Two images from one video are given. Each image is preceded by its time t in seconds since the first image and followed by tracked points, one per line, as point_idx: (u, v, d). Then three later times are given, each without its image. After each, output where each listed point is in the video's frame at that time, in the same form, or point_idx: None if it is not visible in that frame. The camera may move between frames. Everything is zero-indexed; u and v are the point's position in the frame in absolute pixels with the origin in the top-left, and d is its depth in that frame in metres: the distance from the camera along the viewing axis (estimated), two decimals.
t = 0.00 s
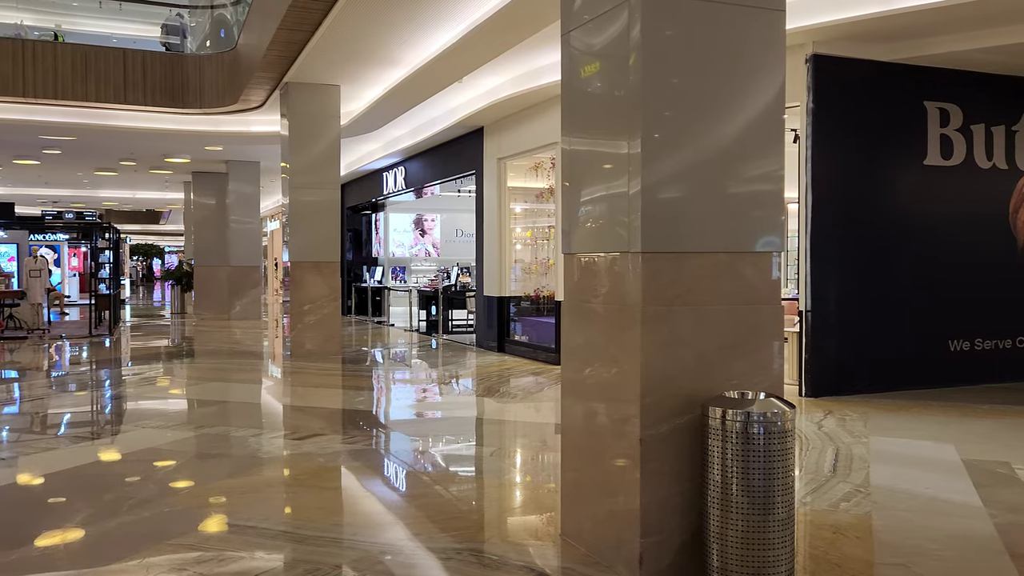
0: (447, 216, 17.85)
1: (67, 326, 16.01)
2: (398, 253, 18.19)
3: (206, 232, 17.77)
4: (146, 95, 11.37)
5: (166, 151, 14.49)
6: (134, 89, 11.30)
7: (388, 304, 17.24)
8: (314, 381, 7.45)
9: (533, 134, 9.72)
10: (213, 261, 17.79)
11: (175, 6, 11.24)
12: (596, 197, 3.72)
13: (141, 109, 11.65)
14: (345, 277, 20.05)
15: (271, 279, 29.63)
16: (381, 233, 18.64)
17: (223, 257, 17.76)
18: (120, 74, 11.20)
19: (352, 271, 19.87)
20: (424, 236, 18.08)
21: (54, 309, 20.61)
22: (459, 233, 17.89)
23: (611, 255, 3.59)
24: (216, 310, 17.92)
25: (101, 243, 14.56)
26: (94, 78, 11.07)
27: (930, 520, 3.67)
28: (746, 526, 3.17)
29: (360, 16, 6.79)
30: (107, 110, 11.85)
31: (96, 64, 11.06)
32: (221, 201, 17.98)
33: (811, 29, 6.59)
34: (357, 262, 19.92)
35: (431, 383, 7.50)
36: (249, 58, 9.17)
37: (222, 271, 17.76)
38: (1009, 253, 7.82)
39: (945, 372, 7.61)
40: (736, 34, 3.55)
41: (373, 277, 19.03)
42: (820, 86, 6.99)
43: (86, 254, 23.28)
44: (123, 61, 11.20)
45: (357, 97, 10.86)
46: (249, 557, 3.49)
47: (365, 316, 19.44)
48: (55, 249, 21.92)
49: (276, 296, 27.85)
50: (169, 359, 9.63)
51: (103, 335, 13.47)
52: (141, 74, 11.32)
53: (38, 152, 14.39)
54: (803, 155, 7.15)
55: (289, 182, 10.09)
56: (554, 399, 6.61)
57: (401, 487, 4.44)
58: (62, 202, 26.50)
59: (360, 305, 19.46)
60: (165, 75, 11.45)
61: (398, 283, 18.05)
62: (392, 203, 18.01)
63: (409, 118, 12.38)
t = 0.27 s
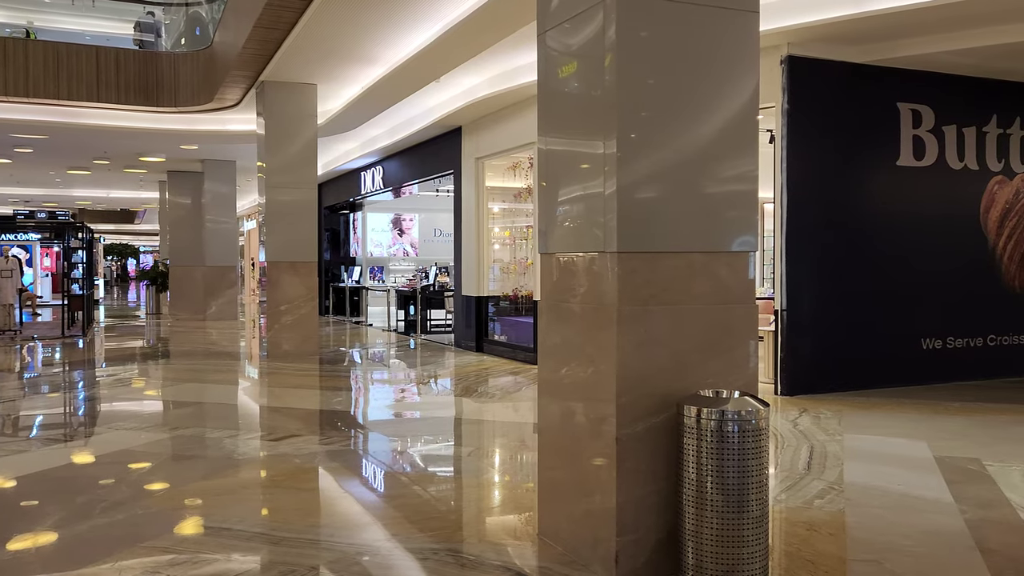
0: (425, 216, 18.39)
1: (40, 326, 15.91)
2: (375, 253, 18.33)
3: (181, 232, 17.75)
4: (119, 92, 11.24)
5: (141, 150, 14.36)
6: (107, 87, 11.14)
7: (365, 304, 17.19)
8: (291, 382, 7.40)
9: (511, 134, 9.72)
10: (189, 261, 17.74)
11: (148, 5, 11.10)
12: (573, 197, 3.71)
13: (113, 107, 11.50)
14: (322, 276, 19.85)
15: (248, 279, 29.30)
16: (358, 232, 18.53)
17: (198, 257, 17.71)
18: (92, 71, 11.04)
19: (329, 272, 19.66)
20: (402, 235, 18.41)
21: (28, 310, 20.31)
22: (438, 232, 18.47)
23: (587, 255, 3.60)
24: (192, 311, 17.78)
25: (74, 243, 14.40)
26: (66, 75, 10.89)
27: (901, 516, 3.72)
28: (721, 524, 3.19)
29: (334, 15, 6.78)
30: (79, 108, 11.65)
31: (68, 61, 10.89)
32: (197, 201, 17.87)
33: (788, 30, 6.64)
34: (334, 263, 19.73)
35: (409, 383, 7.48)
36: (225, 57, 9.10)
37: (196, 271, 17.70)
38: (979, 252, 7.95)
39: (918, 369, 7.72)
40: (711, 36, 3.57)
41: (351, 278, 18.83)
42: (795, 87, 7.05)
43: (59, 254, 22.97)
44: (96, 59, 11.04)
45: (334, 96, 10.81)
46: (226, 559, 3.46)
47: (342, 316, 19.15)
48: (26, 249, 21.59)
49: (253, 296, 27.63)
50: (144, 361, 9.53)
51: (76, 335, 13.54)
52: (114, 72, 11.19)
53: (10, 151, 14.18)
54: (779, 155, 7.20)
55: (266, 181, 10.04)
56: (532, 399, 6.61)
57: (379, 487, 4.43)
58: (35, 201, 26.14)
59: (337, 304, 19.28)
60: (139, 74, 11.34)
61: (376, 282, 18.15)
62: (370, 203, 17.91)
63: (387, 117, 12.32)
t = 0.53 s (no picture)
0: (404, 215, 18.47)
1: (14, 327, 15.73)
2: (355, 252, 18.24)
3: (158, 231, 17.69)
4: (94, 90, 11.11)
5: (117, 148, 14.21)
6: (81, 83, 10.97)
7: (344, 304, 17.12)
8: (270, 382, 7.35)
9: (490, 133, 9.72)
10: (165, 260, 17.61)
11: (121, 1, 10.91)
12: (552, 196, 3.70)
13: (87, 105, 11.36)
14: (300, 275, 19.66)
15: (226, 279, 29.00)
16: (337, 231, 18.40)
17: (175, 256, 17.59)
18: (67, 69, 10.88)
19: (308, 271, 19.54)
20: (382, 234, 18.42)
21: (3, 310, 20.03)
22: (418, 232, 18.68)
23: (564, 255, 3.60)
24: (168, 310, 17.61)
25: (47, 242, 14.22)
26: (40, 71, 10.71)
27: (876, 512, 3.76)
28: (697, 521, 3.20)
29: (310, 12, 6.76)
30: (53, 106, 11.57)
31: (41, 58, 10.72)
32: (173, 199, 17.84)
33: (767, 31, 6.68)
34: (313, 262, 19.57)
35: (389, 382, 7.46)
36: (202, 54, 9.04)
37: (173, 270, 17.57)
38: (951, 251, 8.05)
39: (893, 367, 7.81)
40: (688, 36, 3.59)
41: (330, 277, 18.91)
42: (772, 87, 7.10)
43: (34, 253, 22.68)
44: (70, 55, 10.89)
45: (312, 94, 10.76)
46: (203, 560, 3.43)
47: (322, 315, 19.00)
48: None
49: (230, 296, 27.41)
50: (120, 361, 9.44)
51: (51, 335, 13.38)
52: (89, 68, 11.05)
53: None
54: (756, 155, 7.24)
55: (243, 179, 9.97)
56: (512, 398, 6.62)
57: (359, 487, 4.41)
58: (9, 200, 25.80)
59: (316, 304, 19.11)
60: (113, 71, 11.23)
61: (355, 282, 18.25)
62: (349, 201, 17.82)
63: (366, 116, 12.27)
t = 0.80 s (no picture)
0: (385, 215, 17.95)
1: None
2: (334, 252, 18.23)
3: (134, 231, 17.54)
4: (68, 88, 10.94)
5: (93, 146, 14.06)
6: (55, 81, 10.83)
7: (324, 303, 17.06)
8: (249, 382, 7.31)
9: (470, 132, 9.72)
10: (141, 260, 17.43)
11: None
12: (532, 195, 3.69)
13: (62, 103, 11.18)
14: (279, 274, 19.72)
15: (205, 279, 28.75)
16: (316, 231, 18.41)
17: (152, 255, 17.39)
18: (40, 67, 10.73)
19: (287, 271, 19.60)
20: (361, 234, 18.28)
21: None
22: (398, 231, 18.13)
23: (542, 255, 3.60)
24: (145, 310, 17.41)
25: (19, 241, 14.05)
26: (12, 69, 10.56)
27: (852, 509, 3.79)
28: (674, 519, 3.22)
29: (286, 11, 6.73)
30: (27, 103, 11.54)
31: (14, 55, 10.56)
32: (150, 199, 17.69)
33: (745, 32, 6.73)
34: (292, 262, 19.63)
35: (369, 382, 7.44)
36: (178, 52, 8.97)
37: (150, 270, 17.36)
38: (926, 250, 8.14)
39: (868, 365, 7.89)
40: (664, 36, 3.60)
41: (310, 277, 18.95)
42: (750, 88, 7.14)
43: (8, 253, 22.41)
44: (44, 53, 10.75)
45: (289, 93, 10.71)
46: (181, 563, 3.40)
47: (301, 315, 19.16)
48: None
49: (208, 296, 27.24)
50: (94, 362, 9.35)
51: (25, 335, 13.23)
52: (62, 67, 10.86)
53: None
54: (734, 155, 7.27)
55: (221, 178, 9.92)
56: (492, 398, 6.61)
57: (338, 488, 4.38)
58: None
59: (295, 304, 19.24)
60: (88, 69, 11.05)
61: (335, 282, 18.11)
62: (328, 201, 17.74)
63: (345, 115, 12.22)
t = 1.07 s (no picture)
0: (364, 215, 18.64)
1: None
2: (313, 252, 18.13)
3: (111, 231, 17.35)
4: (43, 86, 10.78)
5: (68, 144, 13.91)
6: (29, 78, 10.66)
7: (304, 304, 16.97)
8: (227, 383, 7.26)
9: (449, 132, 9.72)
10: (118, 260, 17.24)
11: None
12: (512, 195, 3.68)
13: (37, 100, 11.09)
14: (257, 275, 19.32)
15: (182, 280, 28.43)
16: (295, 231, 18.16)
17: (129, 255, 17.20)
18: (13, 63, 10.57)
19: (267, 271, 19.24)
20: (341, 234, 18.46)
21: None
22: (378, 231, 18.91)
23: (520, 255, 3.60)
24: (121, 310, 17.29)
25: None
26: None
27: (827, 506, 3.83)
28: (652, 518, 3.23)
29: (263, 9, 6.71)
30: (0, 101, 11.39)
31: None
32: (127, 198, 17.49)
33: (724, 33, 6.78)
34: (271, 262, 19.36)
35: (348, 383, 7.42)
36: (154, 50, 8.89)
37: (127, 270, 17.16)
38: (901, 250, 8.23)
39: (845, 364, 7.96)
40: (642, 36, 3.61)
41: (289, 277, 18.63)
42: (728, 88, 7.18)
43: None
44: (19, 50, 10.56)
45: (268, 92, 10.65)
46: (158, 566, 3.36)
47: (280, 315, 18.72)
48: None
49: (186, 296, 27.07)
50: (69, 363, 9.25)
51: None
52: (37, 65, 10.69)
53: None
54: (712, 155, 7.32)
55: (198, 178, 9.85)
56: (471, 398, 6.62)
57: (318, 489, 4.36)
58: None
59: (275, 304, 18.91)
60: (63, 67, 10.92)
61: (314, 282, 17.98)
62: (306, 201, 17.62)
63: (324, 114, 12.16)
